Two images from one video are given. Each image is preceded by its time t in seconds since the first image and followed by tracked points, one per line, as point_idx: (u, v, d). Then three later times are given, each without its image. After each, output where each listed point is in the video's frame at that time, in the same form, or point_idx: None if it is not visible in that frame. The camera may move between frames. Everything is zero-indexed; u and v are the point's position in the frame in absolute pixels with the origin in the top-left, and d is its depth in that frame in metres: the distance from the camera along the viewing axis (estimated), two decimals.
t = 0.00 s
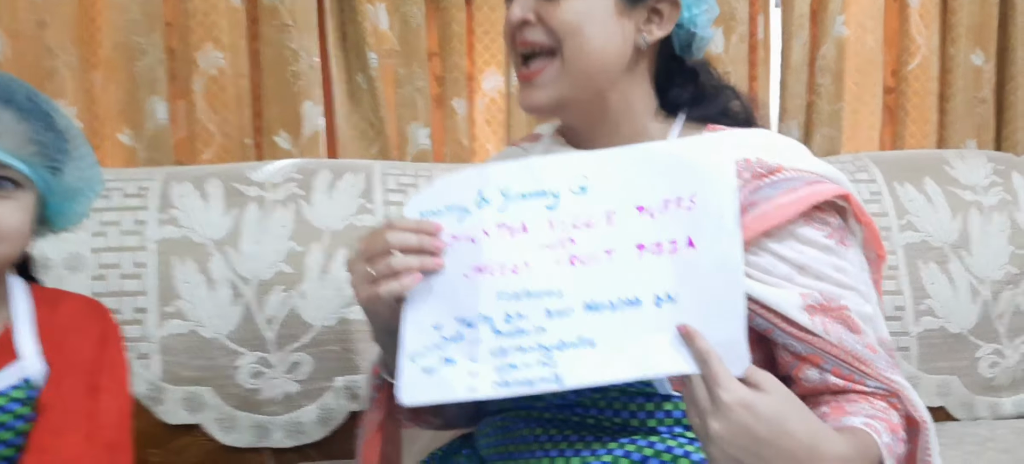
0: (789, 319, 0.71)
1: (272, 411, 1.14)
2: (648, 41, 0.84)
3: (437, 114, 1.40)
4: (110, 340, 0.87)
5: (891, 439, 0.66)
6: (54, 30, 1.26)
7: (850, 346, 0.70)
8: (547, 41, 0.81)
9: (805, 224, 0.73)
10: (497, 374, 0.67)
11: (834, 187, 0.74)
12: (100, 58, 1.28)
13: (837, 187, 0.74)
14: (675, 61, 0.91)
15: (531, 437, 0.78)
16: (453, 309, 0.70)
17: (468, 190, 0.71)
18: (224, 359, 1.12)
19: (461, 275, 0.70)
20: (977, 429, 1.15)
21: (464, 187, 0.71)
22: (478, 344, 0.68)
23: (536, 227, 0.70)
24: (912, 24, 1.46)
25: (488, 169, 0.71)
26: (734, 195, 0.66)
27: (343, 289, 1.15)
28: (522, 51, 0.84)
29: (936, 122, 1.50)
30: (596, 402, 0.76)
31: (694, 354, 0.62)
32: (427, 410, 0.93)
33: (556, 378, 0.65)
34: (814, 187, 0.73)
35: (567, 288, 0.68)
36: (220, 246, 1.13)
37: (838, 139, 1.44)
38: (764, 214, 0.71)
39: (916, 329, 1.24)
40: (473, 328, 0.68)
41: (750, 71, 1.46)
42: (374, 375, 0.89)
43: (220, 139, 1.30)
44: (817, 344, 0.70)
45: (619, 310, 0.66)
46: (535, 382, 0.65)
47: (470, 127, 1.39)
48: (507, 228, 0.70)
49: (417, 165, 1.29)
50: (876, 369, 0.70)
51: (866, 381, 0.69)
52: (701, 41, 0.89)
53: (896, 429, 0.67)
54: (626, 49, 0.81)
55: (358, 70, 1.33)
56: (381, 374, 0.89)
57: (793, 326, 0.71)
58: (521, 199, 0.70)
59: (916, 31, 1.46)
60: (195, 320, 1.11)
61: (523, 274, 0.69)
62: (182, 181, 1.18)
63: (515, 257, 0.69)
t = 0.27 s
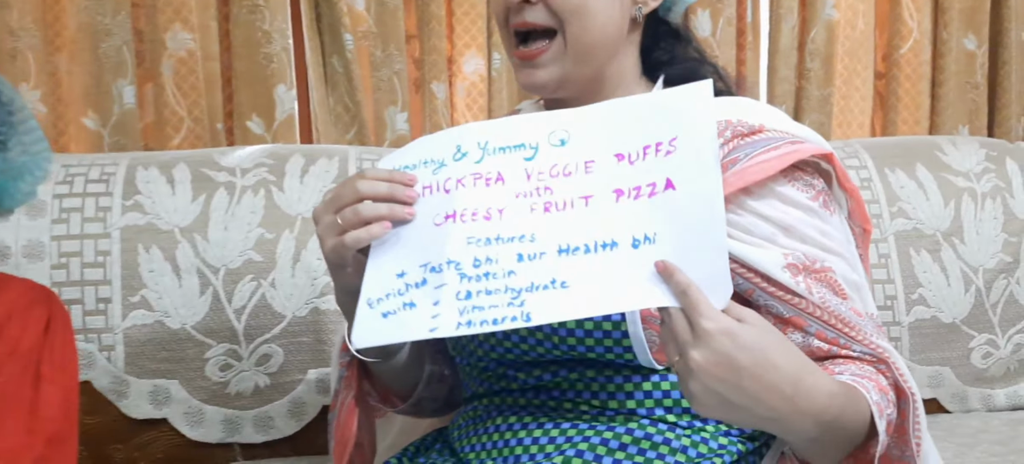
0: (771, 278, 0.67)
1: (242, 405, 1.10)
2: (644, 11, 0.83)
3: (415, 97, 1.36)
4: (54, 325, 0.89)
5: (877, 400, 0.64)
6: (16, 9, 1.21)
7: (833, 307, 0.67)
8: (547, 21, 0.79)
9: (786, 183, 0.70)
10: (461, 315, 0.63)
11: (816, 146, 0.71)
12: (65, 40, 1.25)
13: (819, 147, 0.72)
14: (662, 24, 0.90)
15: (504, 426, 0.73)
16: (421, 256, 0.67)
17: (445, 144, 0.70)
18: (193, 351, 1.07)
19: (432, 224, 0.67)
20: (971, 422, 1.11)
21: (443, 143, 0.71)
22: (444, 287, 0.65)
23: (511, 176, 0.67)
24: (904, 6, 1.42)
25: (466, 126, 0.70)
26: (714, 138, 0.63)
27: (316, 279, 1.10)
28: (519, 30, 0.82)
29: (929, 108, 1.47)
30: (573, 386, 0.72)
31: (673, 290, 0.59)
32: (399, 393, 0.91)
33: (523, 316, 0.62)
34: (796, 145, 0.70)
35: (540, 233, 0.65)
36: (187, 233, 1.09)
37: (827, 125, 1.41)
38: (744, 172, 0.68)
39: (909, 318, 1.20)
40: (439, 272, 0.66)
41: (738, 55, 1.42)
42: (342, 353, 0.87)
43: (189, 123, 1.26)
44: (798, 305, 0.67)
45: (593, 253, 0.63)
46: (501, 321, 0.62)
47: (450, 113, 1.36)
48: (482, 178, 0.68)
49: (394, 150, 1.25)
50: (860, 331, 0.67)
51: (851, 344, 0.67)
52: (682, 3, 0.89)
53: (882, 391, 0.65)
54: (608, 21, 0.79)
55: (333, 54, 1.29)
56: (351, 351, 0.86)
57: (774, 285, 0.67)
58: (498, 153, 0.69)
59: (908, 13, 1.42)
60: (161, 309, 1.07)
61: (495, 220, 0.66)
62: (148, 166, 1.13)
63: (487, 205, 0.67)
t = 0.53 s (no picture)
0: (767, 277, 0.64)
1: (218, 404, 1.06)
2: None
3: (399, 90, 1.36)
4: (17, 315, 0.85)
5: (878, 410, 0.61)
6: None
7: (832, 308, 0.64)
8: None
9: (783, 182, 0.68)
10: (454, 339, 0.59)
11: (814, 143, 0.69)
12: (36, 29, 1.23)
13: (817, 144, 0.69)
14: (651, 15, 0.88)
15: (488, 424, 0.70)
16: (409, 274, 0.63)
17: (435, 151, 0.67)
18: (167, 349, 1.04)
19: (422, 237, 0.64)
20: (965, 421, 1.09)
21: (433, 149, 0.68)
22: (435, 307, 0.61)
23: (504, 187, 0.64)
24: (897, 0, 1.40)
25: (457, 132, 0.68)
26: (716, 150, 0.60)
27: (295, 274, 1.07)
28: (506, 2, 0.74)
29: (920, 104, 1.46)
30: (560, 382, 0.69)
31: (674, 316, 0.54)
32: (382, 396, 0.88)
33: (519, 342, 0.57)
34: (793, 144, 0.67)
35: (534, 249, 0.61)
36: (162, 227, 1.05)
37: (818, 121, 1.39)
38: (741, 169, 0.65)
39: (901, 316, 1.18)
40: (428, 290, 0.62)
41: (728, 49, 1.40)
42: (322, 355, 0.82)
43: (165, 114, 1.24)
44: (795, 306, 0.64)
45: (591, 273, 0.59)
46: (496, 346, 0.57)
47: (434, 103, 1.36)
48: (473, 188, 0.64)
49: (376, 143, 1.22)
50: (858, 333, 0.64)
51: (848, 346, 0.64)
52: None
53: (884, 402, 0.62)
54: None
55: (314, 43, 1.29)
56: (330, 355, 0.82)
57: (771, 284, 0.64)
58: (490, 161, 0.65)
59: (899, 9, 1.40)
60: (134, 305, 1.03)
61: (487, 235, 0.62)
62: (121, 157, 1.09)
63: (478, 218, 0.63)
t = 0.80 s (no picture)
0: (779, 275, 0.61)
1: (200, 401, 1.03)
2: None
3: (389, 81, 1.35)
4: None
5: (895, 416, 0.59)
6: None
7: (845, 307, 0.62)
8: None
9: (794, 174, 0.65)
10: (448, 351, 0.58)
11: (826, 132, 0.66)
12: (16, 14, 1.21)
13: (829, 133, 0.66)
14: None
15: (484, 427, 0.68)
16: (399, 276, 0.61)
17: (421, 139, 0.63)
18: (147, 343, 1.01)
19: (411, 236, 0.61)
20: (962, 422, 1.07)
21: (420, 138, 0.64)
22: (428, 315, 0.59)
23: (500, 182, 0.61)
24: None
25: (446, 118, 0.63)
26: (729, 146, 0.56)
27: (280, 268, 1.04)
28: None
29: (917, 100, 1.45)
30: (559, 387, 0.66)
31: (685, 329, 0.53)
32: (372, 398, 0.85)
33: (519, 356, 0.56)
34: (806, 132, 0.65)
35: (534, 251, 0.59)
36: (143, 218, 1.02)
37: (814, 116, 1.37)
38: (753, 159, 0.62)
39: (899, 315, 1.16)
40: (421, 295, 0.60)
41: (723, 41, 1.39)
42: (306, 359, 0.79)
43: (148, 103, 1.23)
44: (807, 306, 0.61)
45: (594, 278, 0.57)
46: (495, 360, 0.56)
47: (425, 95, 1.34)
48: (466, 183, 0.61)
49: (365, 134, 1.19)
50: (871, 332, 0.62)
51: (861, 348, 0.62)
52: None
53: (900, 408, 0.60)
54: None
55: (303, 32, 1.27)
56: (316, 359, 0.79)
57: (782, 282, 0.62)
58: (484, 152, 0.62)
59: (898, 4, 1.40)
60: (113, 298, 1.00)
61: (482, 235, 0.60)
62: (102, 146, 1.06)
63: (473, 216, 0.60)
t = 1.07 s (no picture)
0: (782, 278, 0.60)
1: (187, 397, 1.01)
2: None
3: (380, 73, 1.33)
4: None
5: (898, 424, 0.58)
6: None
7: (847, 309, 0.61)
8: None
9: (799, 173, 0.64)
10: (447, 327, 0.56)
11: (833, 130, 0.65)
12: None
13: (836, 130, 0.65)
14: None
15: (477, 426, 0.66)
16: (403, 248, 0.60)
17: (444, 115, 0.64)
18: (133, 338, 0.99)
19: (420, 210, 0.61)
20: (956, 420, 1.07)
21: (443, 113, 0.64)
22: (428, 288, 0.58)
23: (517, 162, 0.61)
24: None
25: (469, 94, 0.64)
26: (758, 140, 0.52)
27: (270, 262, 1.02)
28: None
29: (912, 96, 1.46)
30: (556, 387, 0.65)
31: (702, 334, 0.50)
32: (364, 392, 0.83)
33: (523, 341, 0.53)
34: (812, 128, 0.64)
35: (546, 235, 0.58)
36: (128, 210, 1.00)
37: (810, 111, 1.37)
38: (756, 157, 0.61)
39: (893, 313, 1.16)
40: (422, 269, 0.59)
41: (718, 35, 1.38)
42: (301, 354, 0.77)
43: (135, 93, 1.22)
44: (809, 308, 0.61)
45: (609, 269, 0.55)
46: (497, 342, 0.54)
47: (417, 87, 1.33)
48: (483, 161, 0.61)
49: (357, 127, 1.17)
50: (873, 335, 0.61)
51: (863, 351, 0.61)
52: None
53: (903, 418, 0.58)
54: None
55: (293, 22, 1.26)
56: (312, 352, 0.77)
57: (785, 284, 0.61)
58: (503, 130, 0.62)
59: None
60: (98, 292, 0.98)
61: (494, 214, 0.59)
62: (87, 136, 1.04)
63: (488, 195, 0.60)
